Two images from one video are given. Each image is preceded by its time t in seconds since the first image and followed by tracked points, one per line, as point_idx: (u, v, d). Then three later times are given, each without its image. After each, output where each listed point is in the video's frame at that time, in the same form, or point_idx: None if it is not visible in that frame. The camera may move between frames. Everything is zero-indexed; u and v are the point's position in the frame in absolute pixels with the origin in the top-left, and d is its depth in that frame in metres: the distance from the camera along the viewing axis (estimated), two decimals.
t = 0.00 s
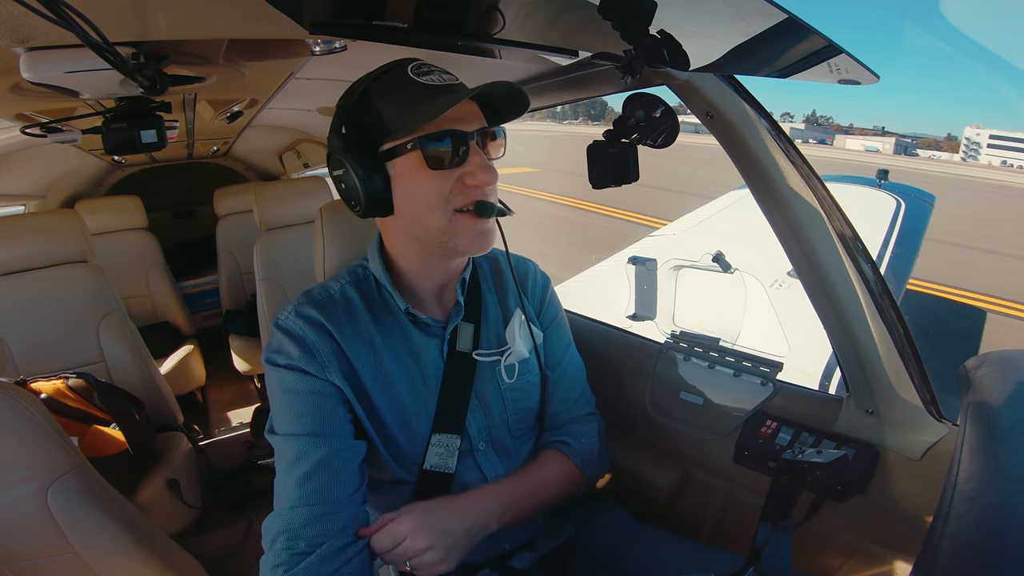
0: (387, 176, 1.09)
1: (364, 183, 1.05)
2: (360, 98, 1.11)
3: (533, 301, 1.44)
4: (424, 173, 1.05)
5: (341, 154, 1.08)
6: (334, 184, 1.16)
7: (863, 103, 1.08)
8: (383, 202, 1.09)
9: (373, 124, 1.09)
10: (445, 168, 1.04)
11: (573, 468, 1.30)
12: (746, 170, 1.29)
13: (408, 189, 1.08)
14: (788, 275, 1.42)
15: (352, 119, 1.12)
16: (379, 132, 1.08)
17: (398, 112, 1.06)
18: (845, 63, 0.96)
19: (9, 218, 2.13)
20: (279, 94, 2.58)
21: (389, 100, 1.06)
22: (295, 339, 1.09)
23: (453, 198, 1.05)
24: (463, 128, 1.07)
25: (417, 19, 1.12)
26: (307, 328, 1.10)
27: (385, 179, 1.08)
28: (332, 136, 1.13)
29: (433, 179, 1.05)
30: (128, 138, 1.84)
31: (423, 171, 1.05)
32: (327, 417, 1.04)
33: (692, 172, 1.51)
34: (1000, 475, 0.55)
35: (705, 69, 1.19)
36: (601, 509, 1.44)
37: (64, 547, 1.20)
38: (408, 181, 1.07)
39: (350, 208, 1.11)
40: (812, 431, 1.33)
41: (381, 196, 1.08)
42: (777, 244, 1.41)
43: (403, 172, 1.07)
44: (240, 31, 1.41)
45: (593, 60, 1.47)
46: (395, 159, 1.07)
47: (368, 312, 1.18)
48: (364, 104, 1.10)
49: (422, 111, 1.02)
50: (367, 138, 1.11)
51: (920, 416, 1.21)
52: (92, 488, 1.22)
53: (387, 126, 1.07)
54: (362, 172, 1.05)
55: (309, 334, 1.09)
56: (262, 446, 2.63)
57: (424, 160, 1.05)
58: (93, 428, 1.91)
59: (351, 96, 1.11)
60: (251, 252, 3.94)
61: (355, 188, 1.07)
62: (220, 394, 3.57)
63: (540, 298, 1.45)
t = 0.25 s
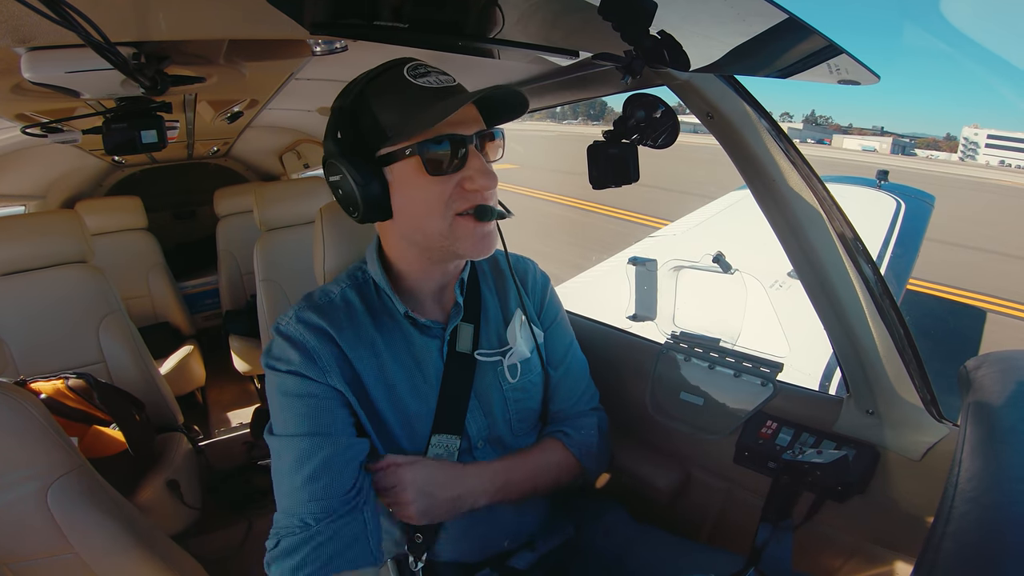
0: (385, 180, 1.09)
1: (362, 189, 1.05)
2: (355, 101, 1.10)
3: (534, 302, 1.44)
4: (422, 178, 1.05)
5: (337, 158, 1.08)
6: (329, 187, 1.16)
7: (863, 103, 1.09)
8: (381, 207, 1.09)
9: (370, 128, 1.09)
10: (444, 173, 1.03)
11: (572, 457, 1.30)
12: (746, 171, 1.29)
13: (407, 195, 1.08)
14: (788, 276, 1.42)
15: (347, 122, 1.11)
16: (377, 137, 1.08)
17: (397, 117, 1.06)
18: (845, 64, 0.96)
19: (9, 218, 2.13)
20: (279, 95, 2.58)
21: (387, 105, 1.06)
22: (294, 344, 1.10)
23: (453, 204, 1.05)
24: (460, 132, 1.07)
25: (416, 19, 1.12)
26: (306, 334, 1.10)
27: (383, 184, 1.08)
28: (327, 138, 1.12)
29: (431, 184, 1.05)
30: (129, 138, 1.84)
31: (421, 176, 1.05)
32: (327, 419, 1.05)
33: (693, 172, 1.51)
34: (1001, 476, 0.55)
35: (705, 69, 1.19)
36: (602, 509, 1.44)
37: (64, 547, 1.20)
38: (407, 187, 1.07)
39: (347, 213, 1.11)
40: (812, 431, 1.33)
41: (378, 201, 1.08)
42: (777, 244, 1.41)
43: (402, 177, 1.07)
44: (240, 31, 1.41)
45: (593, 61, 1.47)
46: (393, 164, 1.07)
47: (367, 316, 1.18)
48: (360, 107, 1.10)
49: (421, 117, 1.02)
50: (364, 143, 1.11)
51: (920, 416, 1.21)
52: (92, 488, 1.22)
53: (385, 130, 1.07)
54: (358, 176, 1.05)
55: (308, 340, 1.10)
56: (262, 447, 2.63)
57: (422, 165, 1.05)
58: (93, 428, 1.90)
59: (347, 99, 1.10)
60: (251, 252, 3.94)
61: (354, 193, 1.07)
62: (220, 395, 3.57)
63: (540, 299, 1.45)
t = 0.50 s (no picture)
0: (393, 181, 1.08)
1: (371, 190, 1.05)
2: (363, 103, 1.10)
3: (537, 302, 1.45)
4: (433, 180, 1.05)
5: (345, 159, 1.07)
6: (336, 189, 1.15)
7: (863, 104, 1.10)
8: (390, 209, 1.09)
9: (379, 128, 1.08)
10: (455, 174, 1.03)
11: (579, 454, 1.32)
12: (749, 172, 1.29)
13: (416, 196, 1.08)
14: (788, 275, 1.42)
15: (354, 123, 1.11)
16: (386, 137, 1.07)
17: (405, 117, 1.06)
18: (845, 64, 0.96)
19: (10, 218, 2.13)
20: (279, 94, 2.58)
21: (395, 105, 1.06)
22: (303, 364, 1.09)
23: (464, 206, 1.06)
24: (471, 133, 1.05)
25: (417, 18, 1.11)
26: (314, 353, 1.10)
27: (392, 185, 1.08)
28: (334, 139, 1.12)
29: (441, 185, 1.05)
30: (129, 138, 1.84)
31: (432, 177, 1.05)
32: (342, 441, 1.06)
33: (693, 172, 1.51)
34: (1001, 476, 0.55)
35: (705, 69, 1.19)
36: (602, 509, 1.45)
37: (64, 547, 1.20)
38: (415, 188, 1.07)
39: (356, 215, 1.10)
40: (813, 431, 1.32)
41: (388, 203, 1.07)
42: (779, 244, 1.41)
43: (411, 178, 1.07)
44: (240, 31, 1.41)
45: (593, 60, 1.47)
46: (402, 166, 1.07)
47: (375, 329, 1.17)
48: (368, 108, 1.10)
49: (430, 117, 1.02)
50: (372, 143, 1.10)
51: (921, 416, 1.21)
52: (93, 488, 1.23)
53: (393, 130, 1.07)
54: (367, 177, 1.05)
55: (317, 360, 1.09)
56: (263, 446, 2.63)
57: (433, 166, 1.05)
58: (93, 428, 1.90)
59: (354, 101, 1.10)
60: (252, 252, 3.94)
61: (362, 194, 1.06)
62: (221, 394, 3.57)
63: (543, 300, 1.46)
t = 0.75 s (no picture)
0: (392, 186, 1.08)
1: (370, 197, 1.05)
2: (359, 107, 1.10)
3: (536, 303, 1.45)
4: (433, 185, 1.05)
5: (344, 165, 1.07)
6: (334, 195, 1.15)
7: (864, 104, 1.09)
8: (390, 214, 1.08)
9: (375, 132, 1.08)
10: (456, 178, 1.03)
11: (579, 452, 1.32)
12: (748, 171, 1.29)
13: (416, 202, 1.07)
14: (788, 276, 1.42)
15: (351, 129, 1.11)
16: (383, 141, 1.07)
17: (402, 120, 1.06)
18: (846, 64, 0.96)
19: (10, 218, 2.13)
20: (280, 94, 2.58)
21: (392, 108, 1.06)
22: (290, 365, 1.09)
23: (465, 210, 1.06)
24: (471, 137, 1.06)
25: (417, 17, 1.11)
26: (302, 354, 1.10)
27: (391, 190, 1.08)
28: (332, 146, 1.12)
29: (442, 190, 1.05)
30: (129, 137, 1.84)
31: (430, 182, 1.05)
32: (322, 442, 1.05)
33: (693, 172, 1.51)
34: (1001, 476, 0.55)
35: (706, 69, 1.19)
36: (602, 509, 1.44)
37: (64, 547, 1.20)
38: (415, 192, 1.07)
39: (355, 222, 1.10)
40: (813, 432, 1.32)
41: (387, 208, 1.07)
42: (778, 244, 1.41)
43: (411, 184, 1.07)
44: (240, 31, 1.41)
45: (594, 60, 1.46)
46: (401, 171, 1.07)
47: (367, 330, 1.17)
48: (365, 113, 1.10)
49: (429, 121, 1.02)
50: (370, 147, 1.10)
51: (920, 416, 1.21)
52: (92, 487, 1.23)
53: (391, 135, 1.06)
54: (366, 183, 1.05)
55: (305, 363, 1.09)
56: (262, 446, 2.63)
57: (433, 171, 1.05)
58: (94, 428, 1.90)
59: (350, 106, 1.10)
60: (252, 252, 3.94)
61: (360, 200, 1.06)
62: (221, 394, 3.57)
63: (542, 301, 1.47)
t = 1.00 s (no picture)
0: (387, 184, 1.09)
1: (363, 193, 1.05)
2: (358, 105, 1.11)
3: (538, 304, 1.45)
4: (425, 184, 1.05)
5: (340, 163, 1.08)
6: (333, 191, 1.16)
7: (867, 103, 1.08)
8: (384, 212, 1.09)
9: (373, 131, 1.09)
10: (447, 178, 1.03)
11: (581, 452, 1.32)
12: (748, 172, 1.29)
13: (409, 199, 1.08)
14: (789, 276, 1.42)
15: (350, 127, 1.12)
16: (379, 140, 1.08)
17: (398, 119, 1.06)
18: (847, 64, 0.96)
19: (11, 218, 2.13)
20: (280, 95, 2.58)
21: (389, 108, 1.06)
22: (290, 358, 1.09)
23: (456, 210, 1.05)
24: (465, 137, 1.06)
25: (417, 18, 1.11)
26: (304, 348, 1.09)
27: (385, 189, 1.08)
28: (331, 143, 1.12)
29: (433, 189, 1.04)
30: (130, 138, 1.85)
31: (423, 182, 1.05)
32: (315, 435, 1.04)
33: (694, 173, 1.51)
34: (1003, 476, 0.55)
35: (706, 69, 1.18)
36: (602, 509, 1.44)
37: (64, 547, 1.20)
38: (408, 191, 1.07)
39: (351, 217, 1.11)
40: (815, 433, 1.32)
41: (381, 206, 1.08)
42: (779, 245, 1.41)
43: (404, 181, 1.07)
44: (241, 32, 1.41)
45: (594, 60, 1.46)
46: (395, 169, 1.07)
47: (369, 328, 1.17)
48: (363, 111, 1.10)
49: (423, 121, 1.02)
50: (367, 145, 1.11)
51: (921, 416, 1.21)
52: (92, 488, 1.23)
53: (387, 134, 1.07)
54: (360, 180, 1.05)
55: (306, 356, 1.09)
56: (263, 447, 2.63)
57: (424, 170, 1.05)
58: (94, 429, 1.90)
59: (350, 103, 1.10)
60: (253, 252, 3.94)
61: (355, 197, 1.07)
62: (222, 395, 3.57)
63: (544, 303, 1.47)
